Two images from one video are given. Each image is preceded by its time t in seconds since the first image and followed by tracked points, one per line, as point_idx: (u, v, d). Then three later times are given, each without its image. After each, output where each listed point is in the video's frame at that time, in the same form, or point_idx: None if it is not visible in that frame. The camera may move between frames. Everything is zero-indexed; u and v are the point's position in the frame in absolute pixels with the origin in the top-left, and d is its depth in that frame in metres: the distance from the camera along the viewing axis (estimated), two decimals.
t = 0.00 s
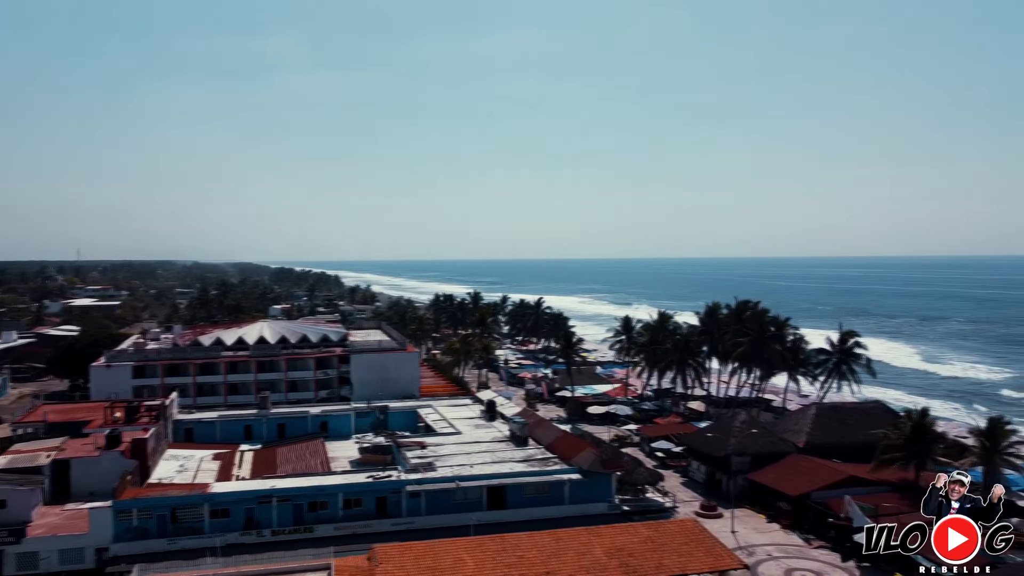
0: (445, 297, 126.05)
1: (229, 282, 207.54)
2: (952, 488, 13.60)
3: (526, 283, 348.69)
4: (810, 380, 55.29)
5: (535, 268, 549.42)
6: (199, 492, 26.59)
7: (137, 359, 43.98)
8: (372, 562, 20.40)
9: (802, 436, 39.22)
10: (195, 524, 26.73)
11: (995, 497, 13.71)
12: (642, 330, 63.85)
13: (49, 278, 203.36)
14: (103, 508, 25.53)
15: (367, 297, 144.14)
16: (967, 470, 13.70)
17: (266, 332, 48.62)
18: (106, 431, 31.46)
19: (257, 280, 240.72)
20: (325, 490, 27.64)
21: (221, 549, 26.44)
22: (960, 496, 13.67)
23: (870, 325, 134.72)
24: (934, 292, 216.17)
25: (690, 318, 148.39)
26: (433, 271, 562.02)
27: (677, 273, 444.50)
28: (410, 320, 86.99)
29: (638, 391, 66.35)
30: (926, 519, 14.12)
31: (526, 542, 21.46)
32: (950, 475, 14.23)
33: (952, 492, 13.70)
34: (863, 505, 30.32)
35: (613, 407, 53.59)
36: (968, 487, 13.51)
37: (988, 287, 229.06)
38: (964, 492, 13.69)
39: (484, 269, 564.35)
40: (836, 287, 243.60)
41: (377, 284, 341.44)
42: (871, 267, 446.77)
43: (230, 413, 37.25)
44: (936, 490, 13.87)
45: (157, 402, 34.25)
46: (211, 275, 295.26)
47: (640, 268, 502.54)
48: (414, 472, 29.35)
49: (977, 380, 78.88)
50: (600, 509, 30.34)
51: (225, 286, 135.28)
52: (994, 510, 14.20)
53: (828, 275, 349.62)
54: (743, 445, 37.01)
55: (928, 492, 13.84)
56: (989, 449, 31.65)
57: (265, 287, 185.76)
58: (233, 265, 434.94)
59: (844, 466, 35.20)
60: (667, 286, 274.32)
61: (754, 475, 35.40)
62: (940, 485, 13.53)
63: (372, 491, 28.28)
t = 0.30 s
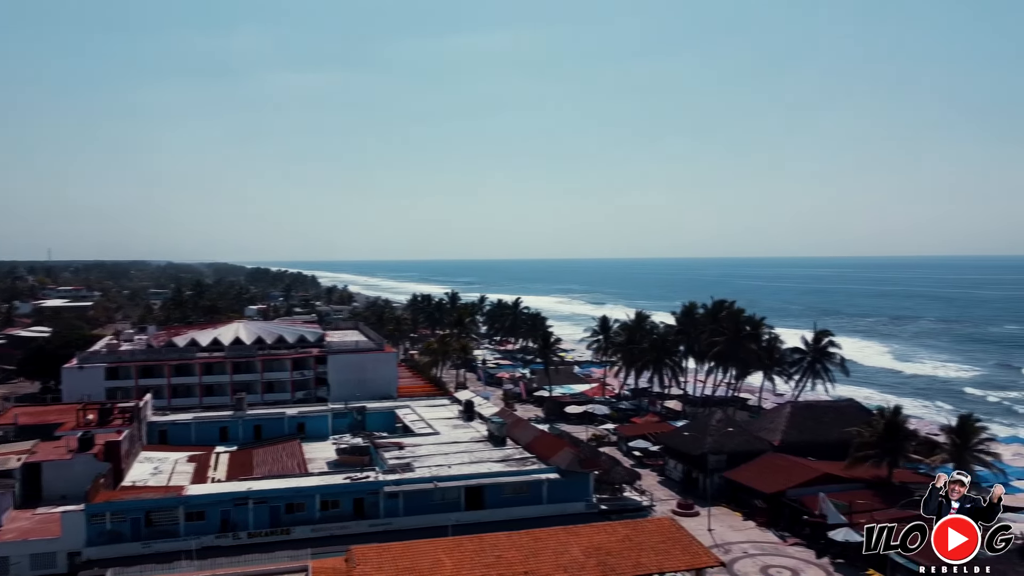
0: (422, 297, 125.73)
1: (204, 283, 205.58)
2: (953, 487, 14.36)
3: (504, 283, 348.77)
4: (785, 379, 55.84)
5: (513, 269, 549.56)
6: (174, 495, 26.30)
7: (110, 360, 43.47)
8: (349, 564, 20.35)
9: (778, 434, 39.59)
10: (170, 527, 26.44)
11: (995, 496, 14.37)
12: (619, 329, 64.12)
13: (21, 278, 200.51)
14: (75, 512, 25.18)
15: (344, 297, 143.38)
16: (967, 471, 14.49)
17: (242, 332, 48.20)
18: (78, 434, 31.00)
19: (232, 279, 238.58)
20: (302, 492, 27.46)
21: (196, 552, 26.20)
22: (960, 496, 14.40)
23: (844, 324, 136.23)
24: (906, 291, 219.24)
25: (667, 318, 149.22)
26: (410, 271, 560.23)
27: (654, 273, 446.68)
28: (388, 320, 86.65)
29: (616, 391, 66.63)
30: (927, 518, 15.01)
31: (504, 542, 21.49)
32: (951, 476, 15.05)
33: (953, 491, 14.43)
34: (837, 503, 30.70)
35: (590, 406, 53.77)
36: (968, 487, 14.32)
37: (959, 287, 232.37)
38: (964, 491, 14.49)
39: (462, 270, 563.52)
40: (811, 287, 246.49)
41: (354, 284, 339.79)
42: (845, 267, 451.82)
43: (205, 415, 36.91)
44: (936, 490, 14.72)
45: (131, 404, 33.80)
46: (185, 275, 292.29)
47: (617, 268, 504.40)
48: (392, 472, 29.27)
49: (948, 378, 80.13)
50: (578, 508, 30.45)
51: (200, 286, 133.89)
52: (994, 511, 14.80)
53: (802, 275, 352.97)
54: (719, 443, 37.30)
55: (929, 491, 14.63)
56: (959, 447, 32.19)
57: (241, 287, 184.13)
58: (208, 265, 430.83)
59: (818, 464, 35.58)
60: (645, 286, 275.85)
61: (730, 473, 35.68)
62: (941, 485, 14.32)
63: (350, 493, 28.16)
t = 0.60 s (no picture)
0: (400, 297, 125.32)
1: (180, 283, 203.82)
2: (952, 488, 15.00)
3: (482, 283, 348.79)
4: (761, 378, 56.31)
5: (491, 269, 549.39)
6: (148, 498, 26.02)
7: (83, 362, 42.97)
8: (327, 566, 20.30)
9: (754, 432, 39.93)
10: (144, 530, 26.17)
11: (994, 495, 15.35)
12: (597, 329, 64.32)
13: None
14: (47, 516, 24.81)
15: (322, 298, 142.57)
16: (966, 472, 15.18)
17: (218, 333, 47.75)
18: (50, 436, 30.49)
19: (208, 279, 236.56)
20: (279, 493, 27.30)
21: (171, 555, 25.98)
22: (959, 496, 15.03)
23: (819, 324, 137.64)
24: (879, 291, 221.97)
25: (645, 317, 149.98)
26: (388, 271, 558.26)
27: (632, 273, 448.57)
28: (366, 321, 86.28)
29: (593, 390, 66.85)
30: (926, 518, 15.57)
31: (483, 542, 21.51)
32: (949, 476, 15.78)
33: (953, 491, 15.09)
34: (812, 500, 31.06)
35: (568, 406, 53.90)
36: (968, 487, 14.94)
37: (932, 287, 235.44)
38: (963, 491, 15.05)
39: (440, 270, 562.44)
40: (787, 287, 248.70)
41: (332, 285, 337.91)
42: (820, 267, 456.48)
43: (181, 416, 36.54)
44: (936, 490, 15.34)
45: (105, 406, 33.37)
46: (160, 275, 289.12)
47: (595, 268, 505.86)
48: (370, 473, 29.16)
49: (920, 377, 81.24)
50: (557, 507, 30.52)
51: (176, 287, 132.58)
52: (992, 511, 15.77)
53: (777, 275, 355.97)
54: (696, 442, 37.55)
55: (929, 492, 15.51)
56: (931, 444, 32.65)
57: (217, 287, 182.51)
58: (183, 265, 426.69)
59: (793, 462, 35.95)
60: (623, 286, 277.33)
61: (707, 472, 35.93)
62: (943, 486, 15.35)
63: (328, 494, 28.02)
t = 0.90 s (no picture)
0: (377, 297, 124.68)
1: (154, 284, 201.49)
2: (953, 487, 16.85)
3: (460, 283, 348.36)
4: (736, 377, 56.77)
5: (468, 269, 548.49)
6: (121, 501, 25.70)
7: (54, 364, 42.36)
8: (304, 568, 20.24)
9: (729, 431, 40.27)
10: (117, 534, 25.83)
11: (993, 495, 17.05)
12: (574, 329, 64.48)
13: None
14: (17, 521, 24.41)
15: (298, 298, 141.57)
16: (964, 474, 17.06)
17: (192, 334, 47.22)
18: (19, 439, 29.96)
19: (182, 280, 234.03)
20: (255, 496, 27.08)
21: (145, 559, 25.69)
22: (958, 494, 16.81)
23: (794, 323, 138.98)
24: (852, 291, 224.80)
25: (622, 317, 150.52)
26: (364, 271, 555.52)
27: (609, 273, 450.01)
28: (342, 322, 85.73)
29: (570, 390, 66.98)
30: (928, 517, 17.47)
31: (461, 542, 21.54)
32: (948, 479, 17.86)
33: (952, 490, 16.95)
34: (787, 498, 31.40)
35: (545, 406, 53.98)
36: (966, 486, 16.81)
37: (904, 287, 238.30)
38: (962, 491, 16.89)
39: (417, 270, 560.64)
40: (762, 287, 251.43)
41: (308, 286, 335.46)
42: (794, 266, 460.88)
43: (154, 418, 36.12)
44: (938, 490, 17.21)
45: (76, 409, 32.87)
46: (133, 276, 285.40)
47: (572, 269, 506.82)
48: (346, 474, 29.02)
49: (891, 375, 82.43)
50: (534, 507, 30.58)
51: (149, 289, 130.97)
52: (990, 511, 18.23)
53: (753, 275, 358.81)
54: (672, 441, 37.80)
55: (932, 492, 17.45)
56: (902, 441, 33.11)
57: (192, 288, 180.71)
58: (156, 266, 421.90)
59: (768, 460, 36.30)
60: (600, 286, 278.59)
61: (684, 470, 36.18)
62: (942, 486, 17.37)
63: (304, 496, 27.85)
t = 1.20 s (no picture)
0: (351, 297, 124.10)
1: (124, 283, 198.70)
2: (952, 487, 15.57)
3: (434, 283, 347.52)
4: (709, 376, 57.29)
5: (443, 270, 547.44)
6: (91, 505, 25.31)
7: (22, 366, 41.70)
8: (278, 570, 20.14)
9: (703, 429, 40.60)
10: (87, 538, 25.46)
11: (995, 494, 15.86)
12: (549, 329, 64.61)
13: None
14: None
15: (271, 299, 140.52)
16: (965, 473, 15.79)
17: (163, 335, 46.67)
18: None
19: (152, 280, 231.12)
20: (228, 498, 26.82)
21: (116, 563, 25.36)
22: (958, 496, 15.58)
23: (766, 323, 140.45)
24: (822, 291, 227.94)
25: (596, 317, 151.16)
26: (338, 272, 552.23)
27: (583, 273, 451.44)
28: (316, 322, 85.23)
29: (546, 390, 67.14)
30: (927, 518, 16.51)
31: (436, 543, 21.52)
32: (948, 479, 16.86)
33: (952, 491, 15.69)
34: (760, 496, 31.71)
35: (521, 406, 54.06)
36: (967, 487, 15.49)
37: (873, 286, 241.89)
38: (963, 492, 15.68)
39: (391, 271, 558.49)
40: (734, 286, 254.14)
41: (281, 286, 332.73)
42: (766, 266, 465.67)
43: (125, 420, 35.65)
44: (937, 489, 16.15)
45: (44, 411, 32.39)
46: (101, 275, 281.11)
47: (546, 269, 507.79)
48: (321, 476, 28.85)
49: (860, 374, 83.69)
50: (510, 507, 30.60)
51: (118, 289, 129.13)
52: (992, 510, 17.00)
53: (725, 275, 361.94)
54: (647, 440, 38.04)
55: (930, 492, 16.40)
56: (873, 439, 33.58)
57: (162, 288, 178.38)
58: (126, 266, 416.10)
59: (741, 458, 36.65)
60: (574, 286, 279.71)
61: (658, 469, 36.41)
62: (942, 486, 16.27)
63: (278, 498, 27.64)
